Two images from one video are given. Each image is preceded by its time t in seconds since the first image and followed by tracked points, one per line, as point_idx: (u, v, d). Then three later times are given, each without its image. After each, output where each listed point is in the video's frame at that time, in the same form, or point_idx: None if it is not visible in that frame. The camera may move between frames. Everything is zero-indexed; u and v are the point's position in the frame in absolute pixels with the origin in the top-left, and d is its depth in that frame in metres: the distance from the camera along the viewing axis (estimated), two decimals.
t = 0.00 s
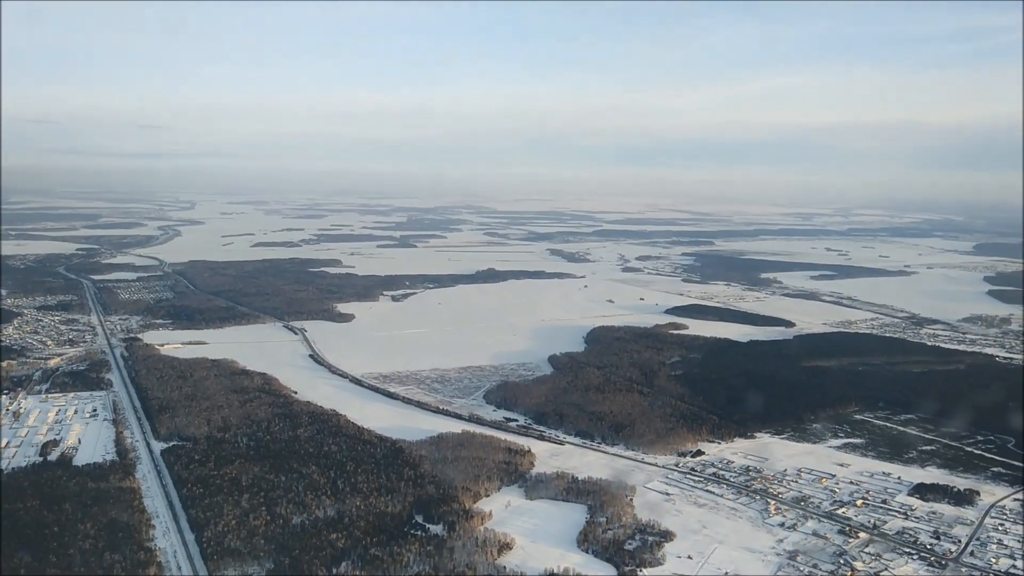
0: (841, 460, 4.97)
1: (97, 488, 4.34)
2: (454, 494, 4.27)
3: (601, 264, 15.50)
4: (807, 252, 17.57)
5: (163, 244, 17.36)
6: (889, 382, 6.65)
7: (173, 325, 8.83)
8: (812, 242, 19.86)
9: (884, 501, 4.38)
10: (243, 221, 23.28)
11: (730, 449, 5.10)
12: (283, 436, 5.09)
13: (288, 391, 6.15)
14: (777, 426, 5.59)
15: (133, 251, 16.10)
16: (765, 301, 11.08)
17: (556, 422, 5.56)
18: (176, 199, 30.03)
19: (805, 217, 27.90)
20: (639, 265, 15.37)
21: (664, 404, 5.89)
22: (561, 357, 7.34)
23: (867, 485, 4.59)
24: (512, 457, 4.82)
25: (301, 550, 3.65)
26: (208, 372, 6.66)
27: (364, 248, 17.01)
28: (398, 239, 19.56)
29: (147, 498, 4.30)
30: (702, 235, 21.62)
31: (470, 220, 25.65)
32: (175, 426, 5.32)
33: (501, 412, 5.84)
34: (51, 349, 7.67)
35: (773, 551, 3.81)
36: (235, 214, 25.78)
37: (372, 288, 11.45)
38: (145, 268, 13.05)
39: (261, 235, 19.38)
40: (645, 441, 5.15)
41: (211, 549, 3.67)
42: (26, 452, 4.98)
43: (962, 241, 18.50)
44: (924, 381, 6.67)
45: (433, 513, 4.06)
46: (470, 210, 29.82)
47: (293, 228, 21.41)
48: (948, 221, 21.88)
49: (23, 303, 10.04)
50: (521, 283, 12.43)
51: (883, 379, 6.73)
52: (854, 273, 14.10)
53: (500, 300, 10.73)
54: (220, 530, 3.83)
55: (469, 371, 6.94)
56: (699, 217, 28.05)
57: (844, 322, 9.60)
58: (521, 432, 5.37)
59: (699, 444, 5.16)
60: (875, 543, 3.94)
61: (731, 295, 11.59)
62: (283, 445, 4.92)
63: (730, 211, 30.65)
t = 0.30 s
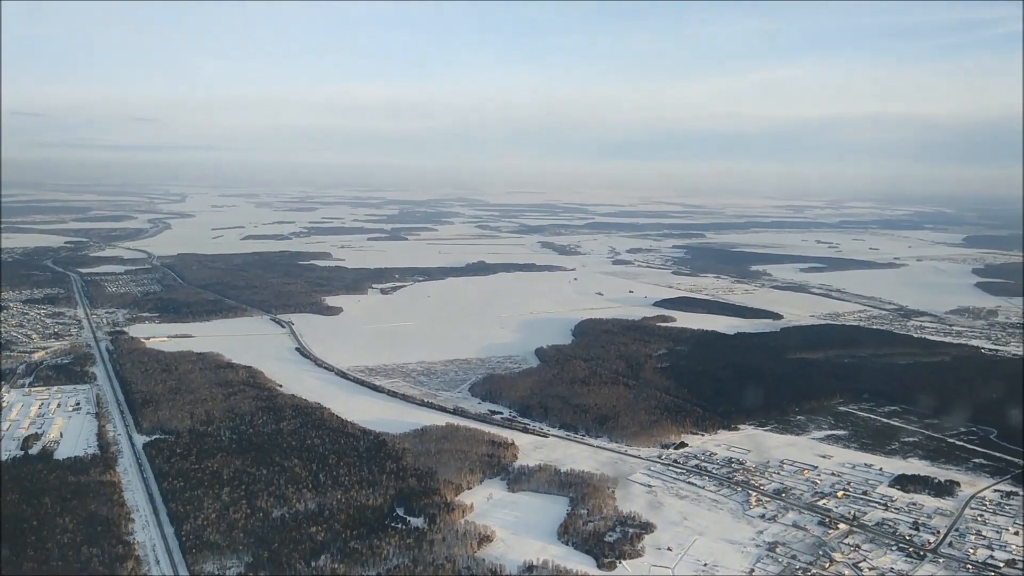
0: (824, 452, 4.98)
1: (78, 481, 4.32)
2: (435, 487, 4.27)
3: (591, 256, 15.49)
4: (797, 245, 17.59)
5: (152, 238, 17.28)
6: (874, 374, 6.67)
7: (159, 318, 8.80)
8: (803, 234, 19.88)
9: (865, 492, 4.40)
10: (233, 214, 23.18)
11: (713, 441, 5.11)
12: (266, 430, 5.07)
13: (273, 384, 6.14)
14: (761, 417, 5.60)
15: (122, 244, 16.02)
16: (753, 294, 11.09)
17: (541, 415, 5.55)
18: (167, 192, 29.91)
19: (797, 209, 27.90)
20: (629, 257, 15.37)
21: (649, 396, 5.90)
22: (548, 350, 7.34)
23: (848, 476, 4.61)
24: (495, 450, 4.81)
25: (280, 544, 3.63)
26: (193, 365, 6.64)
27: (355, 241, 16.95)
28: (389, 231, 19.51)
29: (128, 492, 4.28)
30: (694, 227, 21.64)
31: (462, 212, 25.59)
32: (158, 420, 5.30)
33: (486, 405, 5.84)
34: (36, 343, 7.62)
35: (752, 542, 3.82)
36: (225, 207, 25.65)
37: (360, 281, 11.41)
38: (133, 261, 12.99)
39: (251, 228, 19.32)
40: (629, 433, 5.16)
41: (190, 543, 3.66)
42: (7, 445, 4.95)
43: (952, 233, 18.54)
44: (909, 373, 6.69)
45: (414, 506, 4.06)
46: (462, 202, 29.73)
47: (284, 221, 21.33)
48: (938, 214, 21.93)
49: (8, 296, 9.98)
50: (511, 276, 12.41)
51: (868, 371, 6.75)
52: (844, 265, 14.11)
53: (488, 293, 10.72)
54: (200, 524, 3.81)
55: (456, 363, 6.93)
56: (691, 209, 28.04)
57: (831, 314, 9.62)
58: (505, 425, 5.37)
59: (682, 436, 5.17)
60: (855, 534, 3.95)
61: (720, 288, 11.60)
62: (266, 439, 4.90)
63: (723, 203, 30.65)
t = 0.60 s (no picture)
0: (807, 443, 5.00)
1: (58, 475, 4.30)
2: (417, 479, 4.26)
3: (582, 249, 15.48)
4: (788, 237, 17.61)
5: (142, 230, 17.20)
6: (860, 365, 6.69)
7: (146, 311, 8.77)
8: (794, 226, 19.89)
9: (846, 483, 4.41)
10: (225, 207, 23.08)
11: (697, 433, 5.12)
12: (249, 423, 5.05)
13: (258, 377, 6.12)
14: (745, 409, 5.62)
15: (111, 237, 15.95)
16: (743, 286, 11.11)
17: (525, 407, 5.56)
18: (157, 184, 29.77)
19: (789, 201, 27.94)
20: (620, 250, 15.37)
21: (634, 388, 5.90)
22: (535, 342, 7.34)
23: (830, 467, 4.63)
24: (478, 443, 4.81)
25: (260, 537, 3.62)
26: (178, 358, 6.62)
27: (345, 234, 16.91)
28: (380, 224, 19.46)
29: (108, 486, 4.26)
30: (685, 219, 21.64)
31: (455, 205, 25.54)
32: (141, 413, 5.28)
33: (471, 398, 5.84)
34: (21, 336, 7.59)
35: (732, 534, 3.83)
36: (217, 199, 25.55)
37: (350, 274, 11.39)
38: (122, 254, 12.93)
39: (241, 220, 19.24)
40: (613, 425, 5.16)
41: (169, 536, 3.64)
42: None
43: (943, 225, 18.58)
44: (894, 364, 6.71)
45: (395, 499, 4.05)
46: (454, 194, 29.68)
47: (275, 214, 21.26)
48: (930, 206, 21.96)
49: None
50: (501, 268, 12.39)
51: (853, 362, 6.77)
52: (834, 257, 14.14)
53: (478, 286, 10.71)
54: (179, 517, 3.80)
55: (443, 356, 6.93)
56: (684, 201, 28.05)
57: (820, 306, 9.63)
58: (490, 417, 5.37)
59: (666, 428, 5.18)
60: (835, 525, 3.97)
61: (709, 280, 11.61)
62: (249, 431, 4.89)
63: (715, 195, 30.66)
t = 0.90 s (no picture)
0: (791, 432, 5.01)
1: (39, 465, 4.27)
2: (400, 469, 4.26)
3: (574, 239, 15.46)
4: (780, 226, 17.62)
5: (132, 220, 17.11)
6: (845, 354, 6.70)
7: (133, 302, 8.73)
8: (786, 216, 19.89)
9: (828, 472, 4.42)
10: (216, 197, 22.98)
11: (681, 423, 5.13)
12: (233, 413, 5.04)
13: (243, 368, 6.11)
14: (730, 399, 5.63)
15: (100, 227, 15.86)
16: (732, 275, 11.11)
17: (511, 397, 5.56)
18: (149, 174, 29.61)
19: (781, 190, 27.94)
20: (611, 239, 15.35)
21: (620, 378, 5.91)
22: (523, 332, 7.33)
23: (813, 456, 4.64)
24: (462, 433, 4.81)
25: (240, 528, 3.61)
26: (164, 349, 6.60)
27: (336, 224, 16.86)
28: (371, 214, 19.39)
29: (89, 477, 4.24)
30: (677, 209, 21.62)
31: (447, 195, 25.47)
32: (124, 404, 5.26)
33: (457, 388, 5.83)
34: (6, 326, 7.55)
35: (713, 523, 3.84)
36: (208, 189, 25.42)
37: (339, 264, 11.35)
38: (111, 244, 12.87)
39: (232, 210, 19.16)
40: (597, 415, 5.17)
41: (149, 527, 3.63)
42: None
43: (934, 214, 18.60)
44: (880, 353, 6.73)
45: (377, 489, 4.04)
46: (447, 184, 29.61)
47: (266, 204, 21.17)
48: (922, 194, 21.98)
49: None
50: (491, 258, 12.37)
51: (840, 351, 6.78)
52: (825, 247, 14.15)
53: (467, 276, 10.68)
54: (160, 508, 3.78)
55: (430, 346, 6.92)
56: (676, 191, 28.04)
57: (808, 296, 9.63)
58: (475, 408, 5.37)
59: (650, 418, 5.19)
60: (815, 514, 3.98)
61: (699, 270, 11.61)
62: (232, 422, 4.87)
63: (708, 184, 30.65)
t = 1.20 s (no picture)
0: (774, 415, 5.03)
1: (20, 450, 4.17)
2: (382, 454, 4.25)
3: (565, 224, 15.43)
4: (771, 210, 17.62)
5: (121, 206, 17.00)
6: (831, 338, 6.72)
7: (120, 287, 8.69)
8: (778, 200, 19.89)
9: (809, 455, 4.45)
10: (206, 182, 22.83)
11: (665, 407, 5.15)
12: (216, 399, 5.03)
13: (229, 353, 6.09)
14: (715, 382, 5.64)
15: (89, 213, 15.77)
16: (722, 260, 11.12)
17: (496, 382, 5.56)
18: (139, 159, 29.42)
19: (774, 175, 27.91)
20: (602, 224, 15.33)
21: (606, 362, 5.92)
22: (510, 317, 7.33)
23: (795, 440, 4.66)
24: (446, 418, 4.81)
25: (220, 513, 3.61)
26: (149, 334, 6.57)
27: (327, 209, 16.79)
28: (362, 199, 19.32)
29: (71, 463, 4.23)
30: (669, 194, 21.61)
31: (439, 180, 25.39)
32: (108, 389, 5.25)
33: (442, 373, 5.83)
34: None
35: (693, 506, 3.87)
36: (198, 174, 25.25)
37: (328, 249, 11.32)
38: (99, 230, 12.78)
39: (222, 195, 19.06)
40: (581, 400, 5.18)
41: (128, 513, 3.62)
42: None
43: (925, 198, 18.61)
44: (866, 337, 6.75)
45: (359, 474, 4.04)
46: (440, 169, 29.49)
47: (257, 189, 21.07)
48: (913, 178, 21.99)
49: None
50: (481, 243, 12.34)
51: (826, 335, 6.80)
52: (815, 231, 14.16)
53: (456, 261, 10.66)
54: (140, 494, 3.77)
55: (417, 332, 6.91)
56: (669, 175, 27.99)
57: (797, 280, 9.65)
58: (460, 392, 5.37)
59: (635, 403, 5.20)
60: (796, 496, 4.00)
61: (689, 254, 11.61)
62: (216, 408, 4.87)
63: (701, 168, 30.58)
